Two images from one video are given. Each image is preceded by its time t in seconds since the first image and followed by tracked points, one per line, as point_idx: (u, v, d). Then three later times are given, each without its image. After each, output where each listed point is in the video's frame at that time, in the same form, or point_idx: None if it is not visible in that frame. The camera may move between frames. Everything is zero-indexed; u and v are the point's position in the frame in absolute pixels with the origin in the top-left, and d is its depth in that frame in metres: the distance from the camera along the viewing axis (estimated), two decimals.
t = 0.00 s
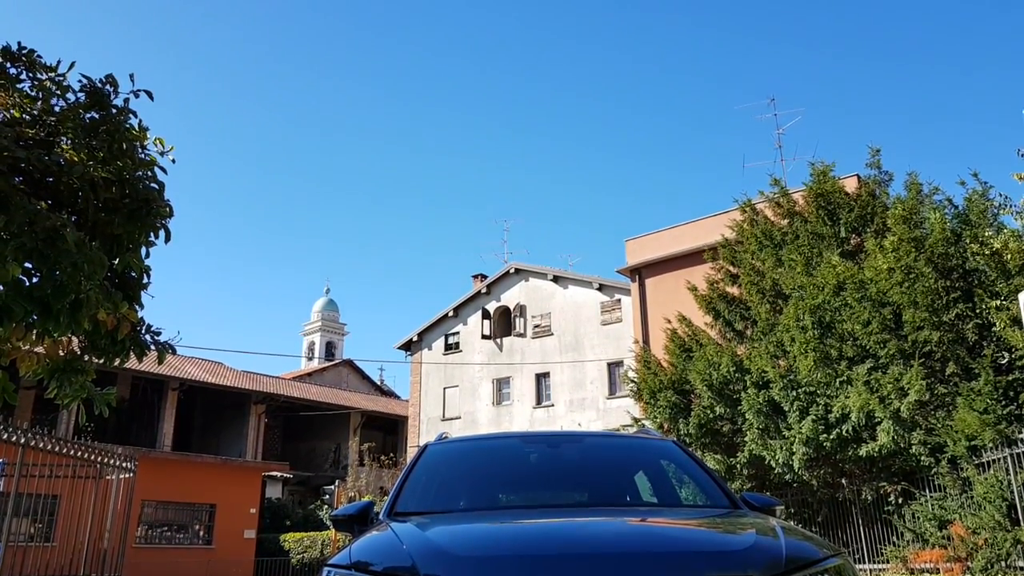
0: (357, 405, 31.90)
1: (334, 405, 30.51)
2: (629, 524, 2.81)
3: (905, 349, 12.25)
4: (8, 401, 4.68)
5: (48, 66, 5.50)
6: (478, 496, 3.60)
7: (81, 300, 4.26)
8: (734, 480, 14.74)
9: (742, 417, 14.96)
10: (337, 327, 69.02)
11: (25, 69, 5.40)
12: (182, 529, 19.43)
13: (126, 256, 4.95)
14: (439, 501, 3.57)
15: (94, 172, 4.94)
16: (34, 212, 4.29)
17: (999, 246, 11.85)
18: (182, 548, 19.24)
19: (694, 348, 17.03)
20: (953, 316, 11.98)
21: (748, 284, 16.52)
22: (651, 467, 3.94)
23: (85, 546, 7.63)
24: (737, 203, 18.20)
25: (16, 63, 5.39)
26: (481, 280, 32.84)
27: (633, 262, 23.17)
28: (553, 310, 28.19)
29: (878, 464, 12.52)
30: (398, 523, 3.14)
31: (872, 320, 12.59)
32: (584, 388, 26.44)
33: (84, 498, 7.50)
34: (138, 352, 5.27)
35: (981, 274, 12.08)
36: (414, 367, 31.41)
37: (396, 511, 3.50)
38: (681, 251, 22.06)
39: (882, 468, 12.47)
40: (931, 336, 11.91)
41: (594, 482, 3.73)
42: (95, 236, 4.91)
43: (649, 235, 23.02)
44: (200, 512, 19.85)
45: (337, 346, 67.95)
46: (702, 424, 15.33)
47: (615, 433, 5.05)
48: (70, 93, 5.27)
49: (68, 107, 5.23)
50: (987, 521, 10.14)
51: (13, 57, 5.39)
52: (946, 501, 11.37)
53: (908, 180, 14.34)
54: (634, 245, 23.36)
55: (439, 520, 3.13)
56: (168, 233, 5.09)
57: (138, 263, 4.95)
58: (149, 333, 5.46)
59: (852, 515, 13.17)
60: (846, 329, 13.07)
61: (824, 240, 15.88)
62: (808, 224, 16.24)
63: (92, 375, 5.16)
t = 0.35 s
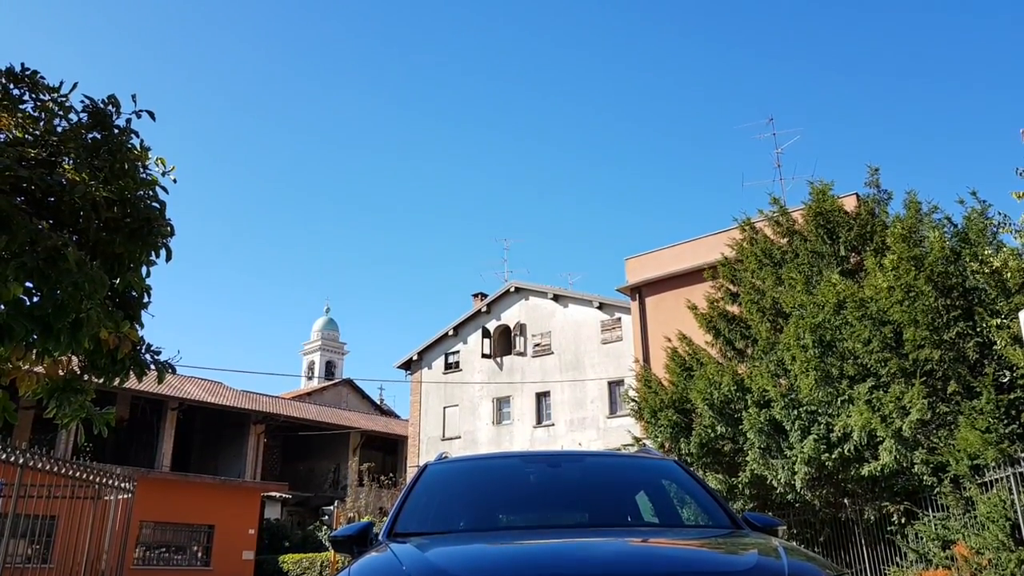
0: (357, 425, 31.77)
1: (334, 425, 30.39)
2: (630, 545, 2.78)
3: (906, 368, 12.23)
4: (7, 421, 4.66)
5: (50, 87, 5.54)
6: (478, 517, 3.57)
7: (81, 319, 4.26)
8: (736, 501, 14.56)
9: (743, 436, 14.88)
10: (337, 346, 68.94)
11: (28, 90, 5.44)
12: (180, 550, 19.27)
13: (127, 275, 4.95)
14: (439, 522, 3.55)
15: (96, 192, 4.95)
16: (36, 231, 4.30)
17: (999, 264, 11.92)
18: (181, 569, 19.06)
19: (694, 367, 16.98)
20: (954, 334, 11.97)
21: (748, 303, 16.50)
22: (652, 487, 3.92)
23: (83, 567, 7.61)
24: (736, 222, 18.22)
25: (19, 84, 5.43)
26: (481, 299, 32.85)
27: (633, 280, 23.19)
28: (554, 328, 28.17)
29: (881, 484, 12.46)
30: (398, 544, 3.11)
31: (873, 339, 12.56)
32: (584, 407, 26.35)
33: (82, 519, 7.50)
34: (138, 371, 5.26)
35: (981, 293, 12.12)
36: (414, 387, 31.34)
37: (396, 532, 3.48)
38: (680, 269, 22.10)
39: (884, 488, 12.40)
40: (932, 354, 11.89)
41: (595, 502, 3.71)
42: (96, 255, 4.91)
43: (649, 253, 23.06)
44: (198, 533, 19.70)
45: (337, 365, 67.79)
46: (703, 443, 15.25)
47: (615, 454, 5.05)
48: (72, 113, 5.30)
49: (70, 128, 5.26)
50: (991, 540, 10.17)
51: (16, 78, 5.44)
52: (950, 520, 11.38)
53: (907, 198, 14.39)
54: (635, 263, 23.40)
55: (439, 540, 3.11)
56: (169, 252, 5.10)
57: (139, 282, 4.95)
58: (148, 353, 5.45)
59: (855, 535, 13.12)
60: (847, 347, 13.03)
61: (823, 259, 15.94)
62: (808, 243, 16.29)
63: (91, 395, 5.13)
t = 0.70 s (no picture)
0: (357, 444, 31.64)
1: (334, 444, 30.25)
2: (631, 564, 2.78)
3: (908, 386, 12.21)
4: (7, 440, 4.65)
5: (53, 107, 5.58)
6: (477, 537, 3.55)
7: (81, 337, 4.26)
8: (738, 520, 14.49)
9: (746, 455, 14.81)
10: (337, 365, 68.82)
11: (31, 109, 5.47)
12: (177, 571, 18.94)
13: (128, 293, 4.96)
14: (439, 541, 3.53)
15: (97, 211, 4.96)
16: (38, 250, 4.31)
17: (998, 283, 12.00)
18: None
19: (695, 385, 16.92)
20: (955, 352, 11.94)
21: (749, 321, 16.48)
22: (653, 506, 3.90)
23: None
24: (736, 240, 18.24)
25: (22, 103, 5.46)
26: (481, 318, 32.81)
27: (633, 298, 23.18)
28: (554, 347, 28.13)
29: (884, 503, 12.40)
30: (398, 565, 3.10)
31: (874, 357, 12.55)
32: (585, 426, 26.24)
33: (81, 540, 7.46)
34: (138, 390, 5.25)
35: (982, 311, 12.15)
36: (414, 406, 31.26)
37: (395, 552, 3.45)
38: (681, 288, 22.11)
39: (887, 508, 12.35)
40: (934, 372, 11.87)
41: (596, 521, 3.69)
42: (96, 274, 4.90)
43: (649, 272, 23.09)
44: (197, 554, 19.42)
45: (337, 384, 67.65)
46: (704, 462, 15.20)
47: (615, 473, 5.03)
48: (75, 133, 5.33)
49: (73, 147, 5.29)
50: (995, 560, 10.12)
51: (19, 98, 5.47)
52: (953, 540, 11.37)
53: (907, 216, 14.42)
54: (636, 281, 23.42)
55: (439, 561, 3.09)
56: (170, 270, 5.11)
57: (139, 301, 4.95)
58: (149, 371, 5.44)
59: (858, 555, 13.06)
60: (848, 365, 13.00)
61: (824, 277, 15.96)
62: (808, 261, 16.31)
63: (91, 414, 5.11)
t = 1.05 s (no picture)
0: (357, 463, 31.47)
1: (333, 464, 30.10)
2: None
3: (910, 405, 12.20)
4: (5, 461, 4.63)
5: (55, 127, 5.61)
6: (478, 558, 3.53)
7: (81, 356, 4.26)
8: (741, 540, 14.40)
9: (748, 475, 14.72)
10: (337, 384, 68.64)
11: (33, 129, 5.51)
12: None
13: (128, 312, 4.95)
14: (440, 562, 3.51)
15: (98, 230, 4.98)
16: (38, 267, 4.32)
17: (999, 300, 11.97)
18: None
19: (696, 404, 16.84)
20: (957, 371, 11.91)
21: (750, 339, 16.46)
22: (655, 526, 3.87)
23: None
24: (737, 258, 18.25)
25: (25, 124, 5.50)
26: (481, 336, 32.77)
27: (634, 317, 23.16)
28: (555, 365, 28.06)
29: (887, 523, 12.33)
30: None
31: (876, 375, 12.54)
32: (586, 445, 26.11)
33: (78, 560, 7.40)
34: (138, 410, 5.24)
35: (982, 329, 12.15)
36: (415, 425, 31.14)
37: (395, 572, 3.42)
38: (681, 306, 22.09)
39: (890, 527, 12.28)
40: (936, 391, 11.85)
41: (598, 542, 3.66)
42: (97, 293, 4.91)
43: (650, 290, 23.09)
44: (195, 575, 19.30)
45: (337, 404, 67.44)
46: (706, 482, 15.10)
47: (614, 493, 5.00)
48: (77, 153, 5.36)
49: (75, 167, 5.32)
50: None
51: (22, 118, 5.51)
52: (957, 560, 11.27)
53: (907, 235, 14.43)
54: (636, 300, 23.41)
55: None
56: (170, 289, 5.12)
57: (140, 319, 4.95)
58: (148, 391, 5.43)
59: None
60: (850, 384, 12.97)
61: (824, 295, 15.95)
62: (808, 279, 16.31)
63: (90, 434, 5.08)
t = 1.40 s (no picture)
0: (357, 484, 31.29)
1: (333, 485, 29.92)
2: None
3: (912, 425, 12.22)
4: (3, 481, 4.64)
5: (57, 148, 5.63)
6: None
7: (81, 376, 4.22)
8: (744, 561, 14.33)
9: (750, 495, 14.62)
10: (337, 405, 68.35)
11: (35, 150, 5.53)
12: None
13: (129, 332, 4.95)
14: None
15: (99, 250, 4.98)
16: (38, 289, 4.31)
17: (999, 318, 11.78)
18: None
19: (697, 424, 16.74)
20: (959, 390, 11.88)
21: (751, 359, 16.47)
22: (658, 548, 3.83)
23: None
24: (737, 277, 18.27)
25: (27, 145, 5.53)
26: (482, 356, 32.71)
27: (634, 336, 23.12)
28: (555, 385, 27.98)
29: (890, 544, 12.25)
30: None
31: (877, 396, 12.58)
32: (587, 465, 25.96)
33: None
34: (136, 431, 5.22)
35: (984, 348, 12.11)
36: (415, 445, 31.01)
37: None
38: (681, 326, 22.07)
39: (894, 548, 12.20)
40: (938, 410, 11.85)
41: (600, 563, 3.62)
42: (97, 313, 4.90)
43: (650, 309, 23.07)
44: None
45: (337, 424, 67.13)
46: (708, 503, 15.00)
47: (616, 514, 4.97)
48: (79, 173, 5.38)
49: (76, 187, 5.33)
50: None
51: (24, 139, 5.53)
52: None
53: (907, 254, 14.45)
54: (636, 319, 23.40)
55: None
56: (170, 309, 5.12)
57: (140, 340, 4.94)
58: (147, 412, 5.41)
59: None
60: (851, 404, 12.98)
61: (825, 314, 15.95)
62: (808, 299, 16.31)
63: (88, 455, 5.04)
